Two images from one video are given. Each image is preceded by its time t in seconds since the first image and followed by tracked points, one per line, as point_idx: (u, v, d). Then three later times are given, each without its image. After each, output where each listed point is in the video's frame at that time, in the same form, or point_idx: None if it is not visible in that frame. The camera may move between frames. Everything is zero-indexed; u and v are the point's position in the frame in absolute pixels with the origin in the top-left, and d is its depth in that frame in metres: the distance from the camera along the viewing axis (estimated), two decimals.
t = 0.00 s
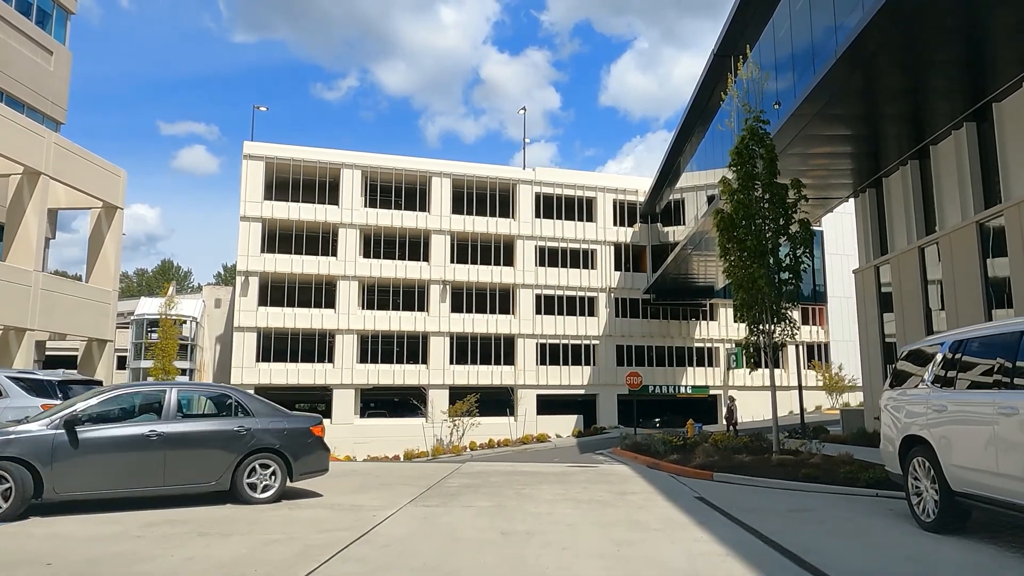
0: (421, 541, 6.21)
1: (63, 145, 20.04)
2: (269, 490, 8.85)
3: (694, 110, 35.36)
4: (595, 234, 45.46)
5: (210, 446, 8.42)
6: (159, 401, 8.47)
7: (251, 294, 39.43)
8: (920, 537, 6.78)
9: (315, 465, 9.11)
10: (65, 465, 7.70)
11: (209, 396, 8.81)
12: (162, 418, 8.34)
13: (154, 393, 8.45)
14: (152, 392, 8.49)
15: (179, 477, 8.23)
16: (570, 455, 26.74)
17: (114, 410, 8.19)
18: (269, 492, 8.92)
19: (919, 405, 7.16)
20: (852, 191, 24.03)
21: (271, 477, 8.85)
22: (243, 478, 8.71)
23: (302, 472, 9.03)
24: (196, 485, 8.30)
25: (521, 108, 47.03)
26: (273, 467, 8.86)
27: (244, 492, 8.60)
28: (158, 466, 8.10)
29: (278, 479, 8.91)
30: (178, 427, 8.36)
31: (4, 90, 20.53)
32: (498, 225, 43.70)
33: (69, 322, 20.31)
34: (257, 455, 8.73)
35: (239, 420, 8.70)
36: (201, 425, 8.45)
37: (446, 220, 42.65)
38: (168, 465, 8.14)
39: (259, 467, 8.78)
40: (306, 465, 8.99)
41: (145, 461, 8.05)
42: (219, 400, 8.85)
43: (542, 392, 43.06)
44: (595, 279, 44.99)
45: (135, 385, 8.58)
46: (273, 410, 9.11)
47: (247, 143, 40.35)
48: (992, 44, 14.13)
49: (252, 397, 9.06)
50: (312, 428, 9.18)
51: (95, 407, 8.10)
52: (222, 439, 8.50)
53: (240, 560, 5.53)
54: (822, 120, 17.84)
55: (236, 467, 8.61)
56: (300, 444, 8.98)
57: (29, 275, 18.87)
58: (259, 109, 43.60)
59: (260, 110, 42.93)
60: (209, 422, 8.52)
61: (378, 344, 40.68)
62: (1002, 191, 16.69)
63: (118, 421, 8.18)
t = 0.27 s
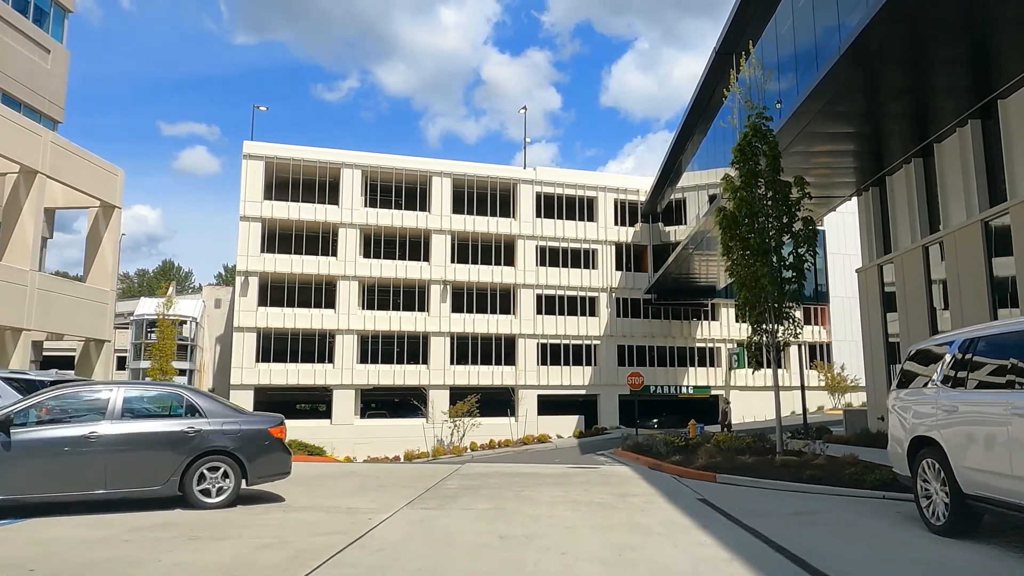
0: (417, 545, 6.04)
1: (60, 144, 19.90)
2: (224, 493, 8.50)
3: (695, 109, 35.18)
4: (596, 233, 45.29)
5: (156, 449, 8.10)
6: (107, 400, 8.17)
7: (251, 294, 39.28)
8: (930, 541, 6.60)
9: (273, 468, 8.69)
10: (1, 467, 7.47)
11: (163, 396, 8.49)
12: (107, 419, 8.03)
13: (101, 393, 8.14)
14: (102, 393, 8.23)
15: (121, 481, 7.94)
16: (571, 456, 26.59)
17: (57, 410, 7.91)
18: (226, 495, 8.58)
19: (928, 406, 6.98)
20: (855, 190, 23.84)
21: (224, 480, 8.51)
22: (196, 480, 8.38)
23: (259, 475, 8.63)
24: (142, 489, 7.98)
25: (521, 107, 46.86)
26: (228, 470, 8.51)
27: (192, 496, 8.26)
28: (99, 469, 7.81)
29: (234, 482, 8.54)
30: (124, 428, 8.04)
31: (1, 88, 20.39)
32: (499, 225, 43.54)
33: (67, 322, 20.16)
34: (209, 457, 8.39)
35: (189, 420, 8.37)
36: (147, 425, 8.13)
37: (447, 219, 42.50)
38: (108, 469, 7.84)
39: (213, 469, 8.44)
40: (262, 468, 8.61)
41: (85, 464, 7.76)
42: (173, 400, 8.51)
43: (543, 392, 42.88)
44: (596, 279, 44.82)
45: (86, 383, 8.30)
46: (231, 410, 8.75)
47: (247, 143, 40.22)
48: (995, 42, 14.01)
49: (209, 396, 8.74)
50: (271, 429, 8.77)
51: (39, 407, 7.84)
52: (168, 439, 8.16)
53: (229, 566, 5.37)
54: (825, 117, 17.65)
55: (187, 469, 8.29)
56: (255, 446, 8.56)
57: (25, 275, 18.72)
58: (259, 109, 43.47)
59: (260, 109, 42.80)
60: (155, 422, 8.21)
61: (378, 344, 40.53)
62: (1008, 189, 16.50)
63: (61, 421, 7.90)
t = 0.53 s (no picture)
0: (413, 550, 5.88)
1: (57, 143, 19.76)
2: (186, 496, 8.22)
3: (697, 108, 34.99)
4: (597, 233, 45.14)
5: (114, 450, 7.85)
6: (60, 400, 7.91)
7: (251, 294, 39.13)
8: (940, 546, 6.44)
9: (236, 471, 8.38)
10: None
11: (121, 396, 8.22)
12: (59, 420, 7.78)
13: (54, 393, 7.89)
14: (56, 392, 7.99)
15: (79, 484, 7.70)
16: (571, 457, 26.43)
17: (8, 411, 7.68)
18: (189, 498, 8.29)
19: (937, 406, 6.82)
20: (857, 189, 23.66)
21: (187, 483, 8.22)
22: (156, 482, 8.14)
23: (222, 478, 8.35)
24: (97, 492, 7.72)
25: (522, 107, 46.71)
26: (190, 473, 8.22)
27: (150, 499, 7.99)
28: (51, 471, 7.58)
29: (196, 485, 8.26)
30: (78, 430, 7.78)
31: None
32: (500, 224, 43.39)
33: (64, 322, 20.02)
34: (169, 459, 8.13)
35: (148, 420, 8.10)
36: (103, 425, 7.88)
37: (447, 219, 42.37)
38: (62, 471, 7.60)
39: (174, 471, 8.18)
40: (226, 470, 8.31)
41: (35, 466, 7.53)
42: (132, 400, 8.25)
43: (544, 393, 42.72)
44: (597, 279, 44.65)
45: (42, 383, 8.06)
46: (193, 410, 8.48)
47: (247, 142, 40.09)
48: (1000, 39, 13.87)
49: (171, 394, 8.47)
50: (235, 430, 8.47)
51: None
52: (124, 440, 7.89)
53: (219, 572, 5.22)
54: (828, 115, 17.48)
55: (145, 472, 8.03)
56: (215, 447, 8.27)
57: (22, 275, 18.58)
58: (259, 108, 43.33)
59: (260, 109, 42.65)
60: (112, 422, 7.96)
61: (378, 344, 40.38)
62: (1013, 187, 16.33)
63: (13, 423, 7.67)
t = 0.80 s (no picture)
0: (407, 558, 5.60)
1: (52, 140, 19.50)
2: (128, 502, 7.89)
3: (699, 106, 34.69)
4: (599, 233, 44.85)
5: (49, 453, 7.50)
6: None
7: (251, 294, 38.90)
8: (960, 554, 6.14)
9: (182, 476, 8.05)
10: None
11: (63, 395, 7.89)
12: None
13: None
14: None
15: (6, 488, 7.35)
16: (573, 459, 26.15)
17: None
18: (131, 504, 7.95)
19: (957, 408, 6.52)
20: (863, 186, 23.35)
21: (129, 488, 7.88)
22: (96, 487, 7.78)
23: (167, 484, 8.01)
24: (31, 496, 7.39)
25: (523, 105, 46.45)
26: (133, 478, 7.88)
27: (89, 505, 7.66)
28: None
29: (139, 492, 7.92)
30: (14, 431, 7.47)
31: None
32: (501, 224, 43.12)
33: (59, 322, 19.75)
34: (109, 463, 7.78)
35: (89, 422, 7.76)
36: (39, 426, 7.55)
37: (449, 219, 42.12)
38: None
39: (116, 476, 7.84)
40: (171, 476, 7.97)
41: None
42: (75, 400, 7.92)
43: (546, 393, 42.41)
44: (599, 279, 44.35)
45: None
46: (140, 410, 8.13)
47: (247, 141, 39.86)
48: (1009, 34, 13.61)
49: (118, 394, 8.14)
50: (183, 433, 8.14)
51: None
52: (62, 442, 7.56)
53: None
54: (834, 111, 17.18)
55: (82, 476, 7.70)
56: (162, 451, 7.92)
57: (16, 274, 18.31)
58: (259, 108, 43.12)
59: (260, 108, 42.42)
60: (47, 422, 7.63)
61: (379, 344, 40.13)
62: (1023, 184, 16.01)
63: None
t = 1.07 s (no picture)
0: (400, 569, 5.26)
1: (47, 136, 19.20)
2: (62, 509, 7.45)
3: (704, 104, 34.31)
4: (602, 232, 44.48)
5: None
6: None
7: (251, 294, 38.57)
8: (989, 563, 5.77)
9: (119, 482, 7.60)
10: None
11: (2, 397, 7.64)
12: None
13: None
14: None
15: None
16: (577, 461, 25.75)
17: None
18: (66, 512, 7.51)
19: (985, 408, 6.15)
20: (871, 183, 22.94)
21: (62, 494, 7.46)
22: (29, 493, 7.42)
23: (103, 490, 7.55)
24: None
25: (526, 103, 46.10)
26: (66, 483, 7.48)
27: (18, 511, 7.28)
28: None
29: (74, 499, 7.49)
30: None
31: None
32: (504, 223, 42.77)
33: (54, 322, 19.45)
34: (42, 467, 7.44)
35: (22, 423, 7.44)
36: None
37: (451, 218, 41.80)
38: None
39: (49, 481, 7.45)
40: (107, 481, 7.54)
41: None
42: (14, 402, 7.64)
43: (549, 394, 42.03)
44: (603, 278, 43.96)
45: None
46: (80, 412, 7.77)
47: (247, 140, 39.58)
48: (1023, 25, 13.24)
49: (61, 397, 7.84)
50: (123, 436, 7.71)
51: None
52: None
53: None
54: (843, 104, 16.77)
55: (15, 481, 7.37)
56: (96, 454, 7.49)
57: (10, 272, 18.01)
58: (260, 106, 42.83)
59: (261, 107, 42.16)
60: None
61: (381, 344, 39.79)
62: None
63: None
